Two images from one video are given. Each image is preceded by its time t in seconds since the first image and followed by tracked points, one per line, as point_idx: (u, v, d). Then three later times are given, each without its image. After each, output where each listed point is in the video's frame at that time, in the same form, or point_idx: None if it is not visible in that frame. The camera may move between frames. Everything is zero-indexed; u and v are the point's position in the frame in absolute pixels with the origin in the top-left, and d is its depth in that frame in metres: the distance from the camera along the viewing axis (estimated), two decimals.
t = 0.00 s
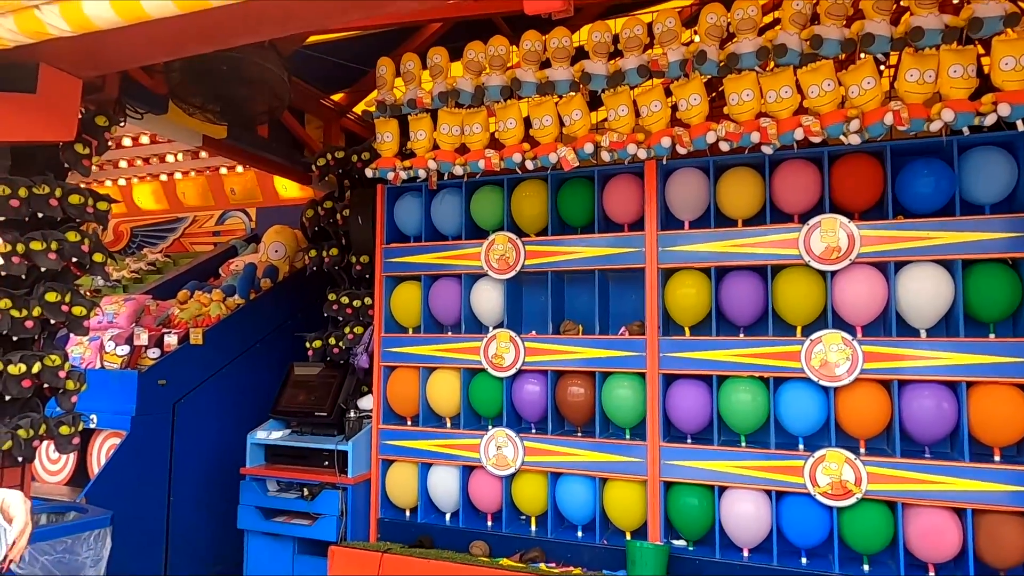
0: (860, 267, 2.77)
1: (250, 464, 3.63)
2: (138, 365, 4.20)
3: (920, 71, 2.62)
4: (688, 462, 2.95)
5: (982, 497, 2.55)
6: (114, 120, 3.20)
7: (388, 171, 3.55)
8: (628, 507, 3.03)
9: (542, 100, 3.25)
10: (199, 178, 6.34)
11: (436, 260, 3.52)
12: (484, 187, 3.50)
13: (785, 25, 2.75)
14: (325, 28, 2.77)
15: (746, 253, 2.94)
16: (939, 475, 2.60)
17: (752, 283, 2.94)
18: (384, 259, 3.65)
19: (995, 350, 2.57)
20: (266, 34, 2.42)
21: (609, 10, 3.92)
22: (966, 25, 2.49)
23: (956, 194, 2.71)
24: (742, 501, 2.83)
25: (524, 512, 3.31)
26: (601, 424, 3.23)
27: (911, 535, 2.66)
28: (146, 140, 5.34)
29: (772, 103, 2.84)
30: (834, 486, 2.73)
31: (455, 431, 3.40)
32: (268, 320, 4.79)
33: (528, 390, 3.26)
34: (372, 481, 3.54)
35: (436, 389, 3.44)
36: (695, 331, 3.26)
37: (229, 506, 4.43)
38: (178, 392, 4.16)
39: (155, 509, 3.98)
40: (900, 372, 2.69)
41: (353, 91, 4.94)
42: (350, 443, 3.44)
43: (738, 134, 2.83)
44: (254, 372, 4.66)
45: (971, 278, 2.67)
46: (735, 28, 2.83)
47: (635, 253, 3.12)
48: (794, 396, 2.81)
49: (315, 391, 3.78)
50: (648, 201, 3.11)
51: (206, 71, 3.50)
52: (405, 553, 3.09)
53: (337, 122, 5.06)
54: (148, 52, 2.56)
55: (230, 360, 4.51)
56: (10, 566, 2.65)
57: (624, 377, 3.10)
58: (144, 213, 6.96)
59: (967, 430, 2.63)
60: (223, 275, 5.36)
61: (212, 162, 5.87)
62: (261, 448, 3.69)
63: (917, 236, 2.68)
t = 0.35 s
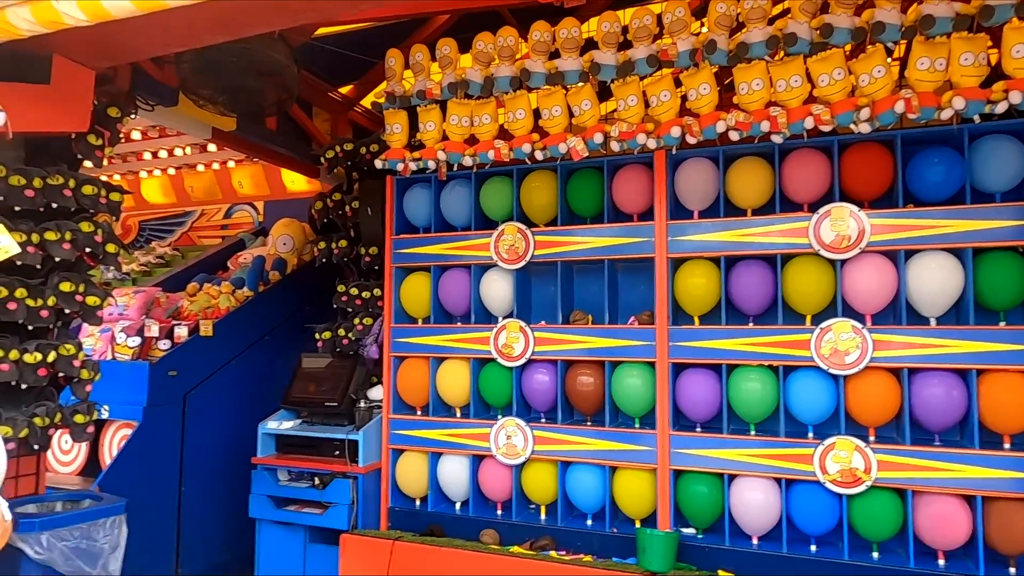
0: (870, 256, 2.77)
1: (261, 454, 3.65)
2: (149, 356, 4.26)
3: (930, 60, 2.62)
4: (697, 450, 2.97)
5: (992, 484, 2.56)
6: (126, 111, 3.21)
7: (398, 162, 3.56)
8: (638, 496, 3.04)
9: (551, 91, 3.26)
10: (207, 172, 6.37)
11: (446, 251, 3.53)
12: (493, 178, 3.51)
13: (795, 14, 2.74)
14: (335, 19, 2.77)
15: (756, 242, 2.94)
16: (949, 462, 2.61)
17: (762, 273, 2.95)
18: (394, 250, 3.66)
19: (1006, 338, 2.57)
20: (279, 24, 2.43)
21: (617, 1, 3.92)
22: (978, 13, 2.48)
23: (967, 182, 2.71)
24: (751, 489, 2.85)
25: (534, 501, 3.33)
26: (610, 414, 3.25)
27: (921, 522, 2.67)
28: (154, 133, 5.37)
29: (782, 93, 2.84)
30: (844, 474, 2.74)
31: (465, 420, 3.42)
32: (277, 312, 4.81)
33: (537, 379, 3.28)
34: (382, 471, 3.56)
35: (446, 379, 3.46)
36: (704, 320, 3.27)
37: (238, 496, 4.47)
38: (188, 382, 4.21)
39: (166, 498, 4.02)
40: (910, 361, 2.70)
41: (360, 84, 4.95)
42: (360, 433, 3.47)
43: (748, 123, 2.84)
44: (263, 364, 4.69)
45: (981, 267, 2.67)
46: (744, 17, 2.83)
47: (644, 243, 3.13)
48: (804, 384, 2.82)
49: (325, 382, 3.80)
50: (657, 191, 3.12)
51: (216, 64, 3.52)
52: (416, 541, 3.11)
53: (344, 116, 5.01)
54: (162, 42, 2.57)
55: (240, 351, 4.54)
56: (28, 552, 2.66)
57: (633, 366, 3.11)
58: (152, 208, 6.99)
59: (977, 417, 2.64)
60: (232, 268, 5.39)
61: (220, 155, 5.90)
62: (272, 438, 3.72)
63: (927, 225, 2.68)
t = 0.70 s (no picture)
0: (881, 244, 2.76)
1: (270, 443, 3.66)
2: (158, 347, 4.28)
3: (944, 45, 2.59)
4: (706, 439, 2.96)
5: (1005, 473, 2.55)
6: (135, 100, 3.21)
7: (406, 152, 3.55)
8: (647, 485, 3.04)
9: (560, 79, 3.24)
10: (214, 164, 6.37)
11: (454, 241, 3.53)
12: (502, 167, 3.50)
13: None
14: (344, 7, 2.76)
15: (766, 230, 2.93)
16: (961, 451, 2.60)
17: (772, 261, 2.94)
18: (402, 240, 3.66)
19: (1019, 326, 2.55)
20: (289, 11, 2.42)
21: None
22: None
23: (980, 169, 2.69)
24: (760, 478, 2.84)
25: (542, 490, 3.33)
26: (619, 403, 3.24)
27: (932, 511, 2.66)
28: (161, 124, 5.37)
29: (793, 80, 2.82)
30: (855, 463, 2.73)
31: (473, 410, 3.43)
32: (285, 303, 4.82)
33: (546, 368, 3.28)
34: (391, 460, 3.57)
35: (455, 368, 3.46)
36: (713, 310, 3.26)
37: (247, 486, 4.49)
38: (198, 373, 4.22)
39: (176, 487, 4.04)
40: (921, 349, 2.68)
41: (367, 74, 4.94)
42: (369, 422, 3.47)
43: (758, 110, 2.82)
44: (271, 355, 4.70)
45: (994, 254, 2.65)
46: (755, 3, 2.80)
47: (654, 232, 3.12)
48: (814, 373, 2.81)
49: (333, 372, 3.81)
50: (666, 179, 3.11)
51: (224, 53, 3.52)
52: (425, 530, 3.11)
53: (350, 106, 5.04)
54: (171, 30, 2.57)
55: (249, 342, 4.55)
56: (42, 539, 2.68)
57: (642, 356, 3.11)
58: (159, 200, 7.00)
59: (989, 406, 2.63)
60: (239, 259, 5.40)
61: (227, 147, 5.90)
62: (280, 428, 3.73)
63: (940, 213, 2.66)
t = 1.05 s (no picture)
0: (883, 235, 2.71)
1: (265, 437, 3.64)
2: (153, 340, 4.25)
3: (949, 32, 2.53)
4: (704, 433, 2.93)
5: (1007, 468, 2.51)
6: (125, 90, 3.16)
7: (401, 142, 3.50)
8: (644, 479, 3.00)
9: (557, 68, 3.18)
10: (211, 155, 6.32)
11: (450, 232, 3.48)
12: (498, 157, 3.45)
13: None
14: None
15: (767, 221, 2.88)
16: (963, 446, 2.56)
17: (771, 253, 2.89)
18: (397, 232, 3.61)
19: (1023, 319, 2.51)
20: None
21: None
22: None
23: (984, 158, 2.64)
24: (759, 472, 2.81)
25: (539, 484, 3.30)
26: (617, 397, 3.20)
27: (933, 506, 2.63)
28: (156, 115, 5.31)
29: (794, 67, 2.76)
30: (855, 458, 2.69)
31: (470, 403, 3.39)
32: (282, 296, 4.78)
33: (543, 362, 3.24)
34: (387, 454, 3.54)
35: (451, 361, 3.42)
36: (712, 302, 3.22)
37: (244, 479, 4.47)
38: (193, 365, 4.19)
39: (172, 480, 4.02)
40: (924, 342, 2.64)
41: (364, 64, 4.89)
42: (364, 416, 3.44)
43: (759, 99, 2.75)
44: (268, 347, 4.67)
45: (998, 245, 2.60)
46: None
47: (652, 223, 3.07)
48: (814, 367, 2.77)
49: (329, 364, 3.77)
50: (665, 170, 3.05)
51: (217, 41, 3.47)
52: (421, 525, 3.08)
53: (347, 96, 4.88)
54: (160, 18, 2.51)
55: (246, 335, 4.52)
56: (32, 533, 2.65)
57: (640, 349, 3.07)
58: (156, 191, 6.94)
59: (992, 400, 2.59)
60: (236, 251, 5.36)
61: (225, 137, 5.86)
62: (276, 421, 3.70)
63: (944, 203, 2.61)
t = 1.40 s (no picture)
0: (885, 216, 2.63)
1: (257, 425, 3.60)
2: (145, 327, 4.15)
3: (955, 5, 2.44)
4: (700, 420, 2.86)
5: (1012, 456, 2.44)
6: (108, 71, 3.09)
7: (392, 124, 3.42)
8: (639, 468, 2.95)
9: (551, 46, 3.10)
10: (206, 141, 6.26)
11: (443, 216, 3.41)
12: (491, 139, 3.37)
13: None
14: None
15: (766, 204, 2.80)
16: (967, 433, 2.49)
17: (770, 235, 2.81)
18: (390, 216, 3.55)
19: None
20: None
21: None
22: None
23: (991, 137, 2.55)
24: (755, 460, 2.75)
25: (534, 473, 3.25)
26: (612, 383, 3.14)
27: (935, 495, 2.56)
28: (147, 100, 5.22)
29: (794, 44, 2.67)
30: (855, 446, 2.62)
31: (463, 391, 3.33)
32: (277, 283, 4.72)
33: (537, 348, 3.17)
34: (380, 442, 3.49)
35: (444, 348, 3.36)
36: (710, 287, 3.14)
37: (239, 467, 4.44)
38: (186, 353, 4.14)
39: (165, 469, 3.99)
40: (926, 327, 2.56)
41: (358, 46, 4.76)
42: (356, 403, 3.39)
43: (758, 77, 2.68)
44: (262, 335, 4.62)
45: (1005, 227, 2.52)
46: None
47: (648, 206, 3.00)
48: (813, 352, 2.69)
49: (322, 352, 3.72)
50: (661, 151, 2.97)
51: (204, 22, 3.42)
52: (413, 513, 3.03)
53: (341, 80, 4.83)
54: None
55: (240, 322, 4.48)
56: (15, 524, 2.61)
57: (636, 335, 3.00)
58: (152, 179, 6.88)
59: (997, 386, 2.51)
60: (230, 238, 5.30)
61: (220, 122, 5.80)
62: (268, 409, 3.66)
63: (949, 183, 2.53)
